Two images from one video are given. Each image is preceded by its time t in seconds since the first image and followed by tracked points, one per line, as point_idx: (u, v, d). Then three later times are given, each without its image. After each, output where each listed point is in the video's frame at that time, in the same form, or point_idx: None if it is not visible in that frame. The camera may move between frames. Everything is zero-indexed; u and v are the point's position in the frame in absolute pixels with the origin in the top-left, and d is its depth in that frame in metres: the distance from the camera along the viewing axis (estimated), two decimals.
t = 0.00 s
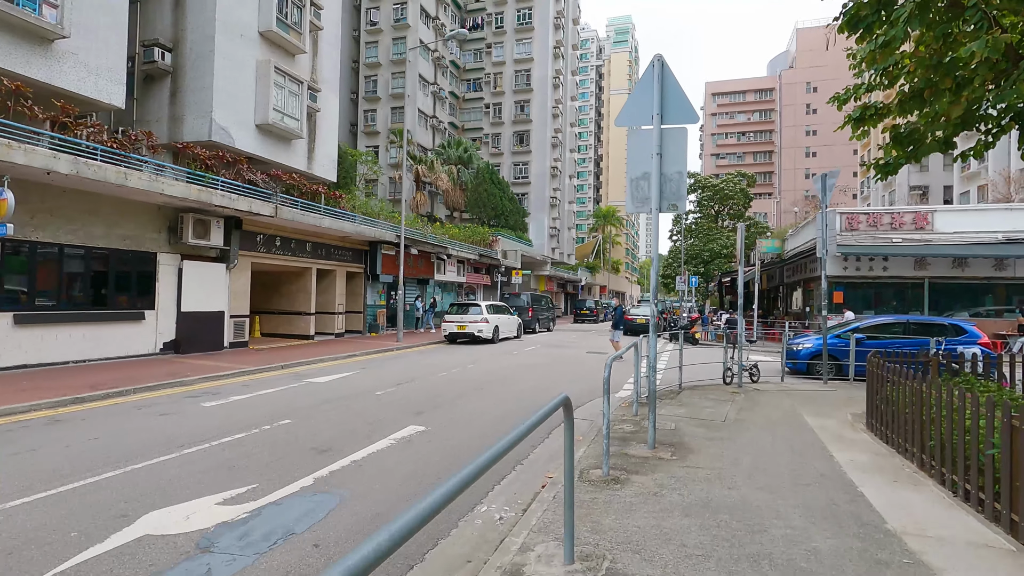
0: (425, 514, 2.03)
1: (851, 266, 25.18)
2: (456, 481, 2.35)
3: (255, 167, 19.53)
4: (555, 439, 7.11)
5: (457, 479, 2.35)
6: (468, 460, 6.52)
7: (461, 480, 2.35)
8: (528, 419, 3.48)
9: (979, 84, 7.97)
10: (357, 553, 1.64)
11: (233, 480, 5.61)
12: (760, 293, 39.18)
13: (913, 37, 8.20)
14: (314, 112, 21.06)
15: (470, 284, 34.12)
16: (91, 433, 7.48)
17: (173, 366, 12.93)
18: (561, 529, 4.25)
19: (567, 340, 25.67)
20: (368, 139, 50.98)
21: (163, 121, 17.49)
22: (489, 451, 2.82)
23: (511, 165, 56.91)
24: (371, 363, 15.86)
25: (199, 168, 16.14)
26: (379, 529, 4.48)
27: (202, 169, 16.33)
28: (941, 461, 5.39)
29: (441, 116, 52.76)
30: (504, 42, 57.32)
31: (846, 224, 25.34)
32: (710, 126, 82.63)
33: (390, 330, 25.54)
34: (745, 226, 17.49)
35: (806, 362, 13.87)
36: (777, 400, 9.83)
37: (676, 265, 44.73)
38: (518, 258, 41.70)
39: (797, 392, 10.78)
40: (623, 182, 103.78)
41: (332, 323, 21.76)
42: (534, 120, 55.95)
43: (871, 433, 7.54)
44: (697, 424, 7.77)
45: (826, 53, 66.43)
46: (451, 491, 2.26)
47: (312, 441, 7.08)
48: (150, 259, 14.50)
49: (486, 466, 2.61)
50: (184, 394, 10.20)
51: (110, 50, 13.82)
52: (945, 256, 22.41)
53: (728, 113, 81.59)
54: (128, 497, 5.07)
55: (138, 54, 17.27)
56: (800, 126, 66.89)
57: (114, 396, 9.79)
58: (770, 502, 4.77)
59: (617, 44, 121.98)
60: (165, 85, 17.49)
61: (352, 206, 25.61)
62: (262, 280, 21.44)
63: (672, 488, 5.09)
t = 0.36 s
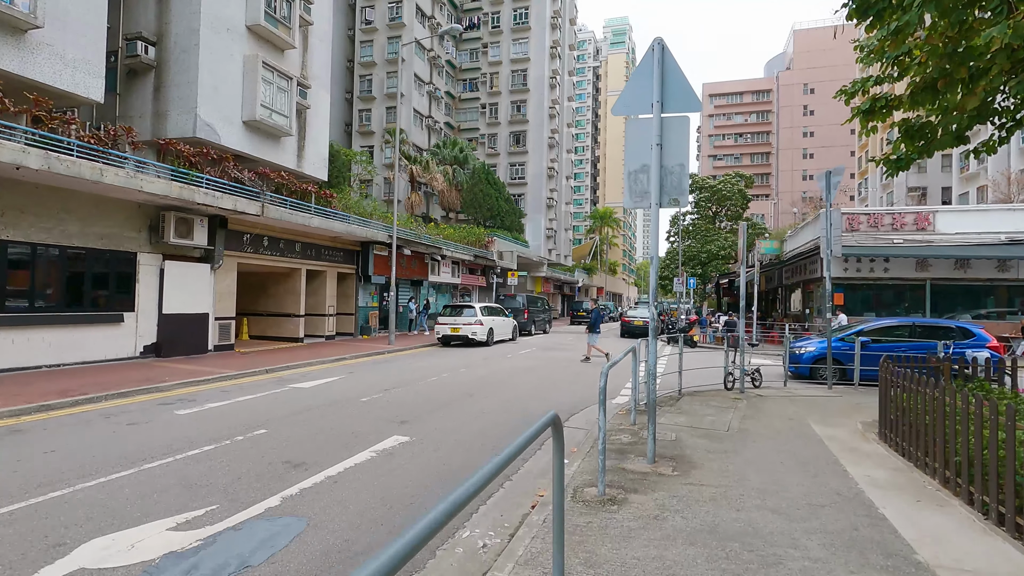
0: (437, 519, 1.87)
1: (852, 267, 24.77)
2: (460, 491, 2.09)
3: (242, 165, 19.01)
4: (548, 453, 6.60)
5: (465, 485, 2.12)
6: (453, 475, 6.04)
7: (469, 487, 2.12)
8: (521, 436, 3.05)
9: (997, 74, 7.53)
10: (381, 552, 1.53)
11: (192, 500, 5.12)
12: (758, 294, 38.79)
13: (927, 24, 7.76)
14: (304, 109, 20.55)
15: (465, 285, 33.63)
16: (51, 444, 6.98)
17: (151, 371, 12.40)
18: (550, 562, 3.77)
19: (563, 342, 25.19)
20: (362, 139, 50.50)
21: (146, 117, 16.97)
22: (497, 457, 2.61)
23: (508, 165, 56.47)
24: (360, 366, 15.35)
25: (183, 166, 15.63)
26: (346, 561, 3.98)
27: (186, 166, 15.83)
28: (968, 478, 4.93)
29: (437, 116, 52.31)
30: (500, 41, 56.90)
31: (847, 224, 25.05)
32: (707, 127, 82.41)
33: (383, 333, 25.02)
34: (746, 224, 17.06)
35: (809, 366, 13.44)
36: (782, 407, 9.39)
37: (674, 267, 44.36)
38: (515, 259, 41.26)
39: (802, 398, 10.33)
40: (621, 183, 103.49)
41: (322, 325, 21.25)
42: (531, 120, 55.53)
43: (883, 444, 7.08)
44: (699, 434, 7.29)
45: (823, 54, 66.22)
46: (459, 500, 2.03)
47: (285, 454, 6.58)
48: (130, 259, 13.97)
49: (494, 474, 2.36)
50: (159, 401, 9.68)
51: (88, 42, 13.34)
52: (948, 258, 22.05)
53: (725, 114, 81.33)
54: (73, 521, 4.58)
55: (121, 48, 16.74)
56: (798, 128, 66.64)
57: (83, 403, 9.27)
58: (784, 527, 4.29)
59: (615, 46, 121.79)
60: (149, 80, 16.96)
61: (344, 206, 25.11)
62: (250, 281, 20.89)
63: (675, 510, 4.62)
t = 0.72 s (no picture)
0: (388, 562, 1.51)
1: (852, 267, 24.38)
2: (414, 528, 1.73)
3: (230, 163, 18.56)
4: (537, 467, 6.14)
5: (421, 520, 1.77)
6: (434, 489, 5.60)
7: (429, 522, 1.79)
8: (501, 452, 2.64)
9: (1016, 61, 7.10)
10: (387, 548, 1.57)
11: (143, 520, 4.66)
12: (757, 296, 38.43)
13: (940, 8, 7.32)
14: (295, 106, 20.10)
15: (460, 286, 33.21)
16: (6, 455, 6.53)
17: (130, 375, 11.94)
18: None
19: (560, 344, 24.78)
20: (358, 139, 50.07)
21: (129, 113, 16.51)
22: (481, 471, 2.40)
23: (505, 166, 56.09)
24: (349, 369, 14.88)
25: (167, 163, 15.17)
26: None
27: (170, 163, 15.37)
28: (994, 495, 4.50)
29: (433, 116, 51.92)
30: (497, 41, 56.54)
31: (847, 224, 24.54)
32: (705, 128, 82.13)
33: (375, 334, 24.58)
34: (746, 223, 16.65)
35: (811, 369, 13.05)
36: (786, 413, 8.95)
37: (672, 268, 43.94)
38: (511, 260, 40.86)
39: (805, 403, 9.94)
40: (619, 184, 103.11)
41: (313, 327, 20.78)
42: (528, 120, 55.16)
43: (895, 453, 6.64)
44: (699, 443, 6.85)
45: (821, 55, 66.02)
46: (413, 539, 1.68)
47: (255, 465, 6.12)
48: (110, 259, 13.51)
49: (472, 495, 2.11)
50: (132, 406, 9.23)
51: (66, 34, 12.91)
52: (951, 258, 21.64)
53: (723, 115, 81.11)
54: (8, 545, 4.15)
55: (104, 41, 16.29)
56: (796, 129, 66.35)
57: (51, 409, 8.82)
58: (795, 552, 3.87)
59: (613, 48, 121.57)
60: (133, 75, 16.51)
61: (336, 206, 24.66)
62: (238, 281, 20.42)
63: (673, 532, 4.19)
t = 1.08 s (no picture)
0: None
1: (853, 269, 23.95)
2: None
3: (217, 161, 18.11)
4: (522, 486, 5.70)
5: None
6: (409, 508, 5.16)
7: None
8: (460, 489, 2.24)
9: None
10: None
11: (81, 549, 4.20)
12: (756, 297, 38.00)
13: None
14: (284, 103, 19.65)
15: (455, 288, 32.77)
16: None
17: (105, 380, 11.48)
18: None
19: (556, 347, 24.33)
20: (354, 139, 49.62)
21: (112, 110, 16.06)
22: (428, 514, 2.05)
23: (501, 166, 55.67)
24: (337, 374, 14.43)
25: (149, 161, 14.71)
26: None
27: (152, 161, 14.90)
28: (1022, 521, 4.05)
29: (429, 116, 51.54)
30: (494, 41, 56.16)
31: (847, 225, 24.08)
32: (704, 129, 81.78)
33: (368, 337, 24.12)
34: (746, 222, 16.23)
35: (813, 374, 12.64)
36: (789, 422, 8.52)
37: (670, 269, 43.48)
38: (507, 261, 40.38)
39: (807, 411, 9.52)
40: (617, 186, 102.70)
41: (302, 330, 20.31)
42: (524, 121, 54.77)
43: (908, 468, 6.18)
44: (698, 457, 6.39)
45: (819, 56, 65.69)
46: None
47: (218, 482, 5.65)
48: (87, 260, 13.04)
49: (407, 558, 1.69)
50: (100, 415, 8.77)
51: (41, 27, 12.48)
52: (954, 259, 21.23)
53: (721, 116, 80.81)
54: None
55: (85, 36, 15.84)
56: (794, 130, 66.03)
57: (14, 419, 8.36)
58: None
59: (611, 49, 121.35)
60: (115, 71, 16.07)
61: (328, 206, 24.21)
62: (225, 283, 19.95)
63: (668, 563, 3.75)
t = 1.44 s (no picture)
0: None
1: (858, 267, 23.49)
2: None
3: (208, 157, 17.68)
4: (514, 497, 5.24)
5: None
6: (390, 521, 4.71)
7: None
8: (423, 514, 1.84)
9: None
10: None
11: (16, 571, 3.75)
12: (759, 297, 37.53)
13: None
14: (276, 98, 19.23)
15: (454, 287, 32.36)
16: None
17: (86, 381, 11.05)
18: None
19: (555, 347, 23.90)
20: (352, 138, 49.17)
21: (98, 103, 15.63)
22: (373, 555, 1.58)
23: (501, 165, 55.27)
24: (328, 374, 13.97)
25: (135, 155, 14.28)
26: None
27: (138, 155, 14.45)
28: None
29: (428, 114, 51.13)
30: (494, 39, 55.72)
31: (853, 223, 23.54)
32: (705, 128, 81.29)
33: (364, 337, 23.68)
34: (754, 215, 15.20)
35: (820, 375, 12.19)
36: (798, 425, 8.06)
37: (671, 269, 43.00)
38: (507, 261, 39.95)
39: (818, 413, 9.07)
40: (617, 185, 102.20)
41: (296, 330, 19.88)
42: (524, 119, 54.34)
43: (931, 477, 5.71)
44: (704, 465, 5.92)
45: (821, 54, 65.20)
46: None
47: (182, 493, 5.19)
48: (69, 257, 12.62)
49: None
50: (73, 419, 8.33)
51: (21, 15, 12.06)
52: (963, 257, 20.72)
53: (722, 115, 80.34)
54: None
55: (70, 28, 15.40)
56: (796, 129, 65.55)
57: None
58: None
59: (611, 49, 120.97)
60: (102, 64, 15.65)
61: (323, 203, 23.78)
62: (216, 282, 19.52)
63: None
